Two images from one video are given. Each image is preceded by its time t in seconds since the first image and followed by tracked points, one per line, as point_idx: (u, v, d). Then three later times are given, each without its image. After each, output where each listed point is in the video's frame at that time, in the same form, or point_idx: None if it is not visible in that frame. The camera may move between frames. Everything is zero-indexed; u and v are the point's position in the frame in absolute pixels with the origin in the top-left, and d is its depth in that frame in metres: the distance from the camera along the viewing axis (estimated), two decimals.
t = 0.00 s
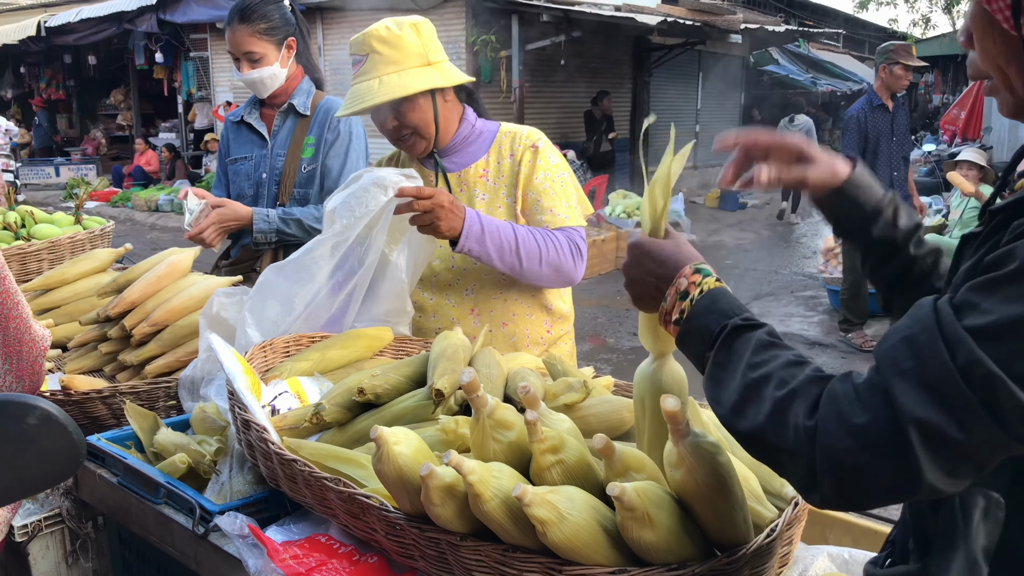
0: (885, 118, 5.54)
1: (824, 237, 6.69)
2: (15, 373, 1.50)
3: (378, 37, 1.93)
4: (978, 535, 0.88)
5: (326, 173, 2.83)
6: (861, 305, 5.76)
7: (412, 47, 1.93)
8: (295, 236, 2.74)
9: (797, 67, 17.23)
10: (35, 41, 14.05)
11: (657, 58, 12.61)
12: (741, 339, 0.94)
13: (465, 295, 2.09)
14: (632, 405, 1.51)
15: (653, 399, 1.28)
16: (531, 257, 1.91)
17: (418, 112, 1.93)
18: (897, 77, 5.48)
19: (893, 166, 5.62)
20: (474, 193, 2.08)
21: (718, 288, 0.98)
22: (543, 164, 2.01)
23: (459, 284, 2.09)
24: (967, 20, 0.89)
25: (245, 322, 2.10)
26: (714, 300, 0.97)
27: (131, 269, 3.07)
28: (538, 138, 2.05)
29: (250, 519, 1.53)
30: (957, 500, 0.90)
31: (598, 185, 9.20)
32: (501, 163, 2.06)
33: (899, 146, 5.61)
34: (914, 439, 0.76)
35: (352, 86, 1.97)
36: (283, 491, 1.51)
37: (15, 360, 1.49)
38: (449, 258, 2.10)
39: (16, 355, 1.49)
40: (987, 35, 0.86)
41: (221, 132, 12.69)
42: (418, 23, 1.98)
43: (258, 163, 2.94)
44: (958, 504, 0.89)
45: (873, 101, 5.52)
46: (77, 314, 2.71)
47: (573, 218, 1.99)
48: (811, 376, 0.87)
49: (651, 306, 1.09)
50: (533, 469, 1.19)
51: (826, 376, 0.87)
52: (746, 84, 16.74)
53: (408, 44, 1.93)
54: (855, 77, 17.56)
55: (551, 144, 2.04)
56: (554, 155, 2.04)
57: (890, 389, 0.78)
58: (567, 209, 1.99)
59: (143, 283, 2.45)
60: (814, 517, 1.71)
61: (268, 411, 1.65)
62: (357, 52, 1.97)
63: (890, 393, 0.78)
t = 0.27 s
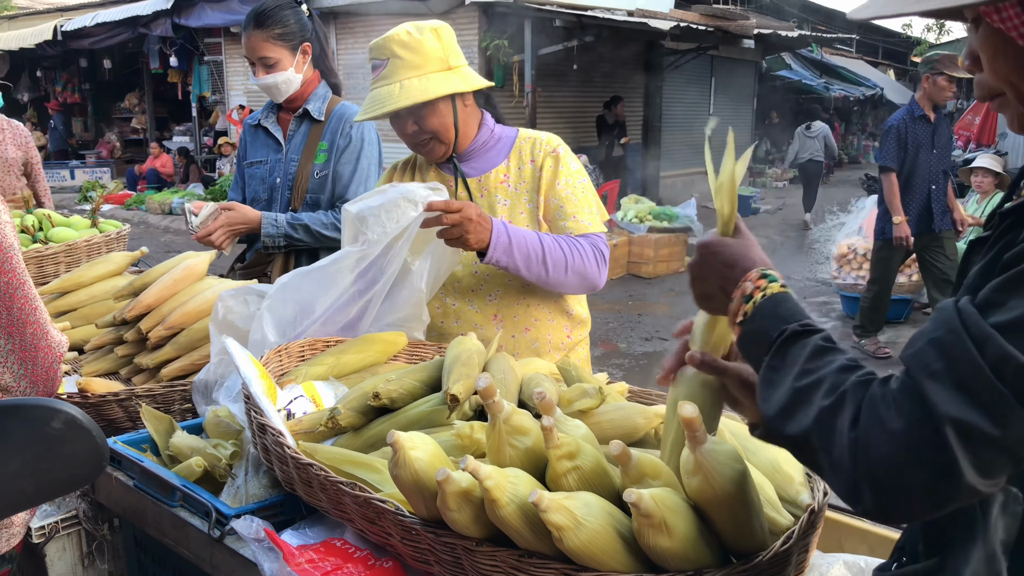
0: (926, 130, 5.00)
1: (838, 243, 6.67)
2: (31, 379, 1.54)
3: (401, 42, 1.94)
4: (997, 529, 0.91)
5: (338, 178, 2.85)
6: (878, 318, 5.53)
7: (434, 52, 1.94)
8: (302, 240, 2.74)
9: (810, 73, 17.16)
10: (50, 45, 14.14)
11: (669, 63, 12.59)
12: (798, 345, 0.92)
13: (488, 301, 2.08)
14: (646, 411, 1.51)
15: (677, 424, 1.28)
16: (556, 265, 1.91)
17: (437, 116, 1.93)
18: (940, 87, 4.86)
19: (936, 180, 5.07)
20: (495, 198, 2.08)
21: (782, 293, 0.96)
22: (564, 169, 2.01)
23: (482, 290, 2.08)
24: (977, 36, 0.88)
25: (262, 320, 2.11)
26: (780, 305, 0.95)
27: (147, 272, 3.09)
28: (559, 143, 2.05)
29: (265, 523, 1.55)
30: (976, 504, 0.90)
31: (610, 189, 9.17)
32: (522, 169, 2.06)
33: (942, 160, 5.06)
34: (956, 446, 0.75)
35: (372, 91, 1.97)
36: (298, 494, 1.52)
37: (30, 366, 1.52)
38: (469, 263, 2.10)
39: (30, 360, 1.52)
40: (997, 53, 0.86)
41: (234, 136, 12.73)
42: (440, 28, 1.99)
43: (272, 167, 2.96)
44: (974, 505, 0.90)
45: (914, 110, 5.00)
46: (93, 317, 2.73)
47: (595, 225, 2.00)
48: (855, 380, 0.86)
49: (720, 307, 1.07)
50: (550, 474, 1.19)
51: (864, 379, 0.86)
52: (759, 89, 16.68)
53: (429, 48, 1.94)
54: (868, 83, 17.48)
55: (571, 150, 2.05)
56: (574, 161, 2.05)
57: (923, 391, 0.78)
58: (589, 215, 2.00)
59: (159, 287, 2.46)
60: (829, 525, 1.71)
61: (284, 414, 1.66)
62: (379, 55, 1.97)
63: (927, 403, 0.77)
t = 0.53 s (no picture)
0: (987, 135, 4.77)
1: (849, 247, 6.64)
2: (41, 382, 1.59)
3: (427, 37, 1.94)
4: None
5: (347, 181, 2.85)
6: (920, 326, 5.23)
7: (458, 50, 1.95)
8: (309, 243, 2.76)
9: (822, 76, 17.11)
10: (64, 47, 14.24)
11: (680, 66, 12.57)
12: (868, 375, 0.90)
13: (498, 305, 2.09)
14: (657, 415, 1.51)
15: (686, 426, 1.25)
16: (565, 271, 1.91)
17: (459, 113, 1.93)
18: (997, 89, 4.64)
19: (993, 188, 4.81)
20: (507, 202, 2.08)
21: (842, 301, 0.94)
22: (575, 173, 2.01)
23: (494, 294, 2.09)
24: (967, 49, 0.89)
25: (275, 330, 2.11)
26: (836, 321, 0.93)
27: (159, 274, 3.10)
28: (571, 147, 2.05)
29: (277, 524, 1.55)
30: None
31: (621, 191, 9.15)
32: (534, 173, 2.06)
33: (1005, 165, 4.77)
34: None
35: (393, 86, 1.96)
36: (309, 497, 1.52)
37: (40, 369, 1.58)
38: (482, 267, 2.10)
39: (41, 364, 1.58)
40: (987, 66, 0.87)
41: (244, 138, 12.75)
42: (463, 28, 2.00)
43: (282, 169, 2.97)
44: None
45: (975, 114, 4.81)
46: (106, 318, 2.75)
47: (607, 230, 2.00)
48: (922, 405, 0.87)
49: (753, 303, 1.06)
50: (562, 479, 1.19)
51: (932, 407, 0.87)
52: (771, 92, 16.62)
53: (454, 47, 1.94)
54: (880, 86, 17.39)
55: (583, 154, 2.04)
56: (585, 165, 2.04)
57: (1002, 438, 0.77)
58: (601, 220, 1.99)
59: (171, 288, 2.47)
60: (841, 531, 1.70)
61: (295, 416, 1.66)
62: (401, 50, 1.97)
63: (997, 418, 0.77)
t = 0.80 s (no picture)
0: None
1: (851, 254, 6.65)
2: (42, 388, 1.60)
3: (458, 34, 1.95)
4: None
5: (349, 188, 2.86)
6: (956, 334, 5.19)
7: (485, 50, 1.98)
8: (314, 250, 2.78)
9: (824, 82, 17.13)
10: (68, 51, 14.27)
11: (682, 72, 12.59)
12: (833, 400, 0.93)
13: (498, 313, 2.10)
14: (659, 422, 1.51)
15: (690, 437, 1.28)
16: (562, 283, 1.92)
17: (486, 107, 1.95)
18: None
19: None
20: (510, 208, 2.06)
21: (800, 331, 0.98)
22: (577, 181, 2.00)
23: (493, 301, 2.09)
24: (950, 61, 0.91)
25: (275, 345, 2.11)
26: (796, 351, 0.97)
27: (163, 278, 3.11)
28: (573, 154, 2.03)
29: (280, 529, 1.56)
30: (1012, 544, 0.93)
31: (623, 197, 9.15)
32: (537, 179, 2.05)
33: None
34: None
35: (418, 76, 1.94)
36: (312, 502, 1.52)
37: (41, 374, 1.59)
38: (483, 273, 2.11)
39: (42, 369, 1.59)
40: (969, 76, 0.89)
41: (247, 142, 12.76)
42: (485, 31, 2.04)
43: (285, 174, 2.98)
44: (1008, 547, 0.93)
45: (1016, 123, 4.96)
46: (110, 322, 2.76)
47: (607, 239, 1.99)
48: (889, 425, 0.90)
49: (718, 339, 1.10)
50: (564, 485, 1.20)
51: (899, 427, 0.90)
52: (773, 98, 16.63)
53: (482, 46, 1.98)
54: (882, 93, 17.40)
55: (585, 161, 2.04)
56: (588, 172, 2.03)
57: (981, 457, 0.78)
58: (601, 229, 1.98)
59: (175, 293, 2.48)
60: (843, 539, 1.70)
61: (298, 421, 1.67)
62: (428, 43, 1.96)
63: (975, 435, 0.79)
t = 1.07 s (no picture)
0: None
1: (848, 259, 6.63)
2: (44, 388, 1.66)
3: (479, 33, 1.97)
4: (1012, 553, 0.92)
5: (344, 193, 2.85)
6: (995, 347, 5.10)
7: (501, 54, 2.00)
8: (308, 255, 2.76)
9: (821, 87, 17.17)
10: (66, 54, 14.27)
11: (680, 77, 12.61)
12: (829, 379, 0.94)
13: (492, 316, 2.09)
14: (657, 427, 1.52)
15: (688, 438, 1.27)
16: (560, 300, 1.92)
17: (499, 108, 1.98)
18: None
19: None
20: (509, 212, 2.05)
21: (817, 317, 0.97)
22: (577, 187, 1.99)
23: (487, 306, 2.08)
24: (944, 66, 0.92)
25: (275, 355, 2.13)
26: (810, 333, 0.96)
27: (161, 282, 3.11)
28: (574, 161, 2.03)
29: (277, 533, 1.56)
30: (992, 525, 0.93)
31: (621, 202, 9.15)
32: (537, 184, 2.04)
33: None
34: (984, 489, 0.77)
35: (437, 71, 1.94)
36: (309, 506, 1.52)
37: (43, 375, 1.65)
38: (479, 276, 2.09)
39: (43, 369, 1.65)
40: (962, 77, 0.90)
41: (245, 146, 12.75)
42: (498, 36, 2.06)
43: (283, 178, 2.99)
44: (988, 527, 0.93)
45: None
46: (108, 326, 2.76)
47: (603, 247, 1.98)
48: (874, 405, 0.90)
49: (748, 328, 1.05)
50: (561, 489, 1.20)
51: (883, 407, 0.90)
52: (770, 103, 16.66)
53: (500, 50, 2.00)
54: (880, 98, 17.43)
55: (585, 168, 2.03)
56: (587, 179, 2.03)
57: (942, 436, 0.79)
58: (598, 237, 1.97)
59: (173, 297, 2.48)
60: (838, 543, 1.70)
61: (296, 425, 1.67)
62: (446, 38, 1.96)
63: (938, 414, 0.80)
